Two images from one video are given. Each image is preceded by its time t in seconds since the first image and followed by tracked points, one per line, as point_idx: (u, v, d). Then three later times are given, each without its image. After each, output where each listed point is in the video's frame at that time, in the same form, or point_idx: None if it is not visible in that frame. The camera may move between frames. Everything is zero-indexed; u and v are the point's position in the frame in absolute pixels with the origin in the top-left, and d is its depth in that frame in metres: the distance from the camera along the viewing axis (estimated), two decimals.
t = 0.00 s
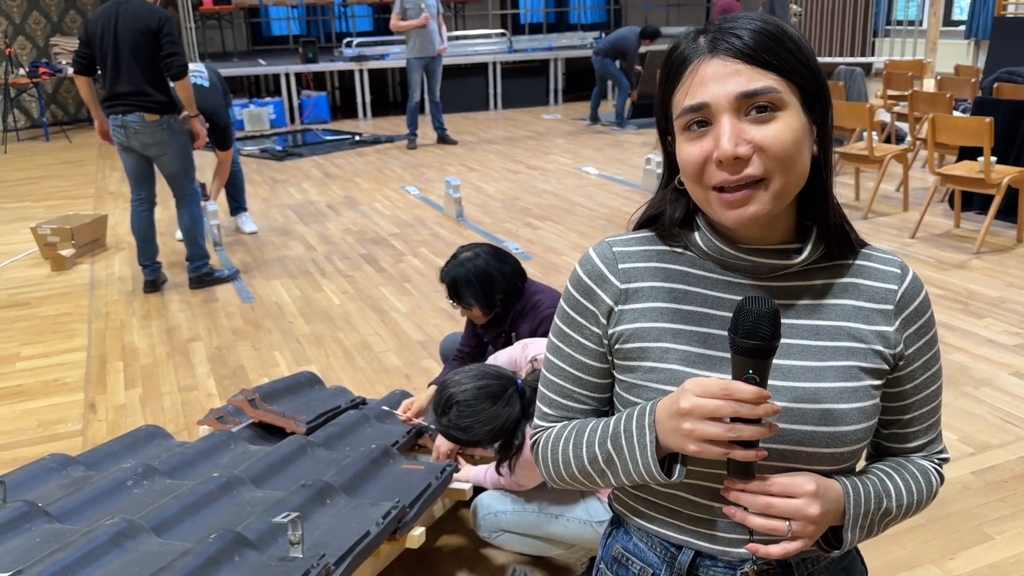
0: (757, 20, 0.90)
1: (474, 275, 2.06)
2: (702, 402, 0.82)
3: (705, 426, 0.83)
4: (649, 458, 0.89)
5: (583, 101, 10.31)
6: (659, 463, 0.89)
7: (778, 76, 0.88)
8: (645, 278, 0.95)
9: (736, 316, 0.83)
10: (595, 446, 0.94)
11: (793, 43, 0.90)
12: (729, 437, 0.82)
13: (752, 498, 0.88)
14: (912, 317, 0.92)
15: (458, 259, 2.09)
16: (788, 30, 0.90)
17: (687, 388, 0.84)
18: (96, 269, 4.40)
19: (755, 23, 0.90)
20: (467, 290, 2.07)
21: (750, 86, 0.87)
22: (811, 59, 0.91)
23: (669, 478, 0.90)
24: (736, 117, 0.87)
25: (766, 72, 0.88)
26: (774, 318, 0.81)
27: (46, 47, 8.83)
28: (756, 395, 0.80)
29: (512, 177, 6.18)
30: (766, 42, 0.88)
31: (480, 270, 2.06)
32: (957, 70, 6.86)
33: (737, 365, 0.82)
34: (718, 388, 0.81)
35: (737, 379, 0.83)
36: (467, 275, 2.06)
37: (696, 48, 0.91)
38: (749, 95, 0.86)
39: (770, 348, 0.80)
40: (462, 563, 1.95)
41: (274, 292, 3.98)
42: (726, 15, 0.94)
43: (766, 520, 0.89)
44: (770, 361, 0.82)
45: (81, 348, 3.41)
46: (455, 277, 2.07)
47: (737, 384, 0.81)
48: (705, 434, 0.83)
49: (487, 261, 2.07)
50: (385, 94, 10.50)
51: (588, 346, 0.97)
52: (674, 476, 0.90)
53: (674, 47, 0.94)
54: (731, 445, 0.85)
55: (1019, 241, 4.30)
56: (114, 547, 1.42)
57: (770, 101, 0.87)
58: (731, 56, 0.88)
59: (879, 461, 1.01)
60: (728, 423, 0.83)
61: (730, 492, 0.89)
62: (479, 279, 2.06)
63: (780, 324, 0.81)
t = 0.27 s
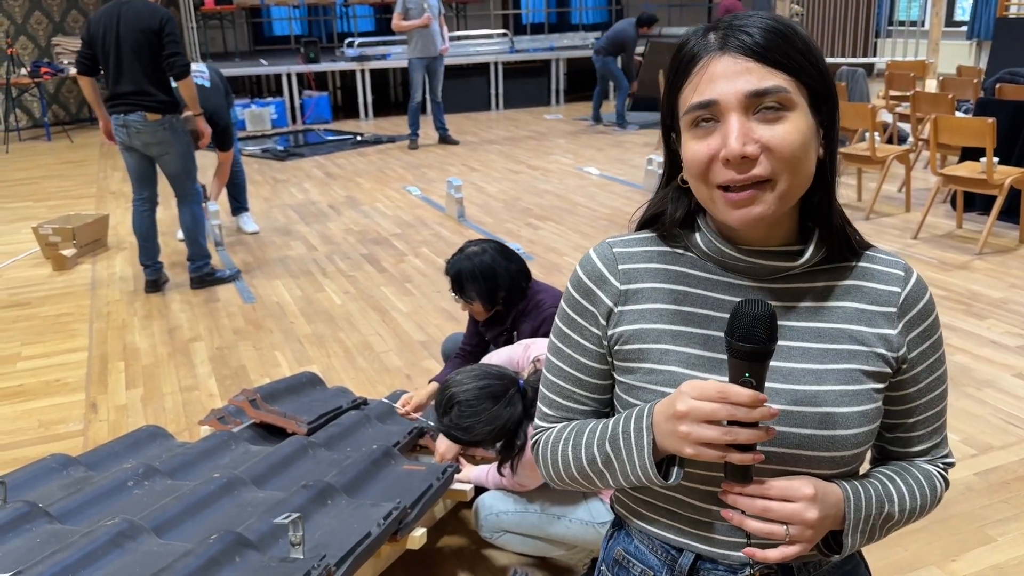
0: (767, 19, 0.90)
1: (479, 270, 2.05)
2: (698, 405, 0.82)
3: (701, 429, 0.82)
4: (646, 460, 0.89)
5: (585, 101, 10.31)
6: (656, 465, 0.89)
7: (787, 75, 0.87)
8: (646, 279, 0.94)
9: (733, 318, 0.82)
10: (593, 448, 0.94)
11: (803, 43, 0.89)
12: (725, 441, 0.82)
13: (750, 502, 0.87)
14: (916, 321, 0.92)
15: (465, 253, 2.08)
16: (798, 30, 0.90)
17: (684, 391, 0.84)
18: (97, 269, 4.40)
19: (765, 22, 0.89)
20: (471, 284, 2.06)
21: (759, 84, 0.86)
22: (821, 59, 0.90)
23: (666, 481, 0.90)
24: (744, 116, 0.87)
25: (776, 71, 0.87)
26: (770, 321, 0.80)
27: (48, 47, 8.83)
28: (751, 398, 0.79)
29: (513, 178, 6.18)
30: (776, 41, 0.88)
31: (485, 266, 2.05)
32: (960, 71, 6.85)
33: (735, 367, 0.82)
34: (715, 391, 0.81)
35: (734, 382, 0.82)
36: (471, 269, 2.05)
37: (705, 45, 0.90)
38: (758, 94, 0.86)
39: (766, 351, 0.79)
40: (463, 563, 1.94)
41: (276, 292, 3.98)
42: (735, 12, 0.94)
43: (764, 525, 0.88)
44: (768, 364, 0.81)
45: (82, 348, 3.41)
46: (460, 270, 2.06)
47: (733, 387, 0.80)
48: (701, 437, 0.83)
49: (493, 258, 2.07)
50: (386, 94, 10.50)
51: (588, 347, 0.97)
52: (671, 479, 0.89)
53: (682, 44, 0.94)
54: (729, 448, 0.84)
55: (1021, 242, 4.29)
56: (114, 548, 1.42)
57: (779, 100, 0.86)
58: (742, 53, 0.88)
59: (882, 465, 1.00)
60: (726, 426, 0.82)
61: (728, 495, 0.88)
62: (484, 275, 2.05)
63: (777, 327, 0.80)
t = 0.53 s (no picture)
0: (772, 20, 0.90)
1: (483, 272, 2.06)
2: (705, 409, 0.81)
3: (708, 433, 0.82)
4: (651, 463, 0.88)
5: (585, 102, 10.31)
6: (662, 469, 0.89)
7: (793, 77, 0.88)
8: (650, 282, 0.94)
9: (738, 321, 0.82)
10: (597, 452, 0.93)
11: (808, 45, 0.89)
12: (732, 444, 0.82)
13: (756, 505, 0.87)
14: (919, 323, 0.92)
15: (467, 256, 2.08)
16: (802, 32, 0.90)
17: (690, 394, 0.84)
18: (97, 269, 4.39)
19: (770, 23, 0.89)
20: (475, 288, 2.06)
21: (765, 86, 0.86)
22: (825, 62, 0.91)
23: (671, 484, 0.89)
24: (750, 117, 0.87)
25: (780, 73, 0.87)
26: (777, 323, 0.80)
27: (48, 47, 8.83)
28: (759, 402, 0.80)
29: (514, 178, 6.18)
30: (781, 42, 0.88)
31: (490, 268, 2.06)
32: (960, 72, 6.85)
33: (741, 372, 0.82)
34: (722, 394, 0.81)
35: (741, 385, 0.82)
36: (476, 272, 2.06)
37: (710, 46, 0.90)
38: (764, 96, 0.86)
39: (774, 354, 0.79)
40: (464, 565, 1.94)
41: (276, 293, 3.98)
42: (738, 14, 0.94)
43: (770, 528, 0.88)
44: (774, 368, 0.81)
45: (82, 348, 3.41)
46: (464, 273, 2.06)
47: (740, 391, 0.80)
48: (707, 441, 0.83)
49: (496, 259, 2.07)
50: (387, 94, 10.50)
51: (590, 350, 0.96)
52: (676, 483, 0.89)
53: (686, 45, 0.93)
54: (735, 452, 0.84)
55: (1022, 243, 4.29)
56: (115, 549, 1.42)
57: (785, 102, 0.86)
58: (748, 54, 0.88)
59: (884, 468, 1.00)
60: (732, 429, 0.82)
61: (733, 499, 0.88)
62: (487, 276, 2.05)
63: (784, 330, 0.81)
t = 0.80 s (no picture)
0: (779, 22, 0.91)
1: (487, 276, 2.06)
2: (707, 408, 0.81)
3: (710, 433, 0.82)
4: (653, 464, 0.89)
5: (584, 104, 10.31)
6: (663, 470, 0.89)
7: (798, 78, 0.88)
8: (651, 282, 0.94)
9: (740, 322, 0.82)
10: (598, 453, 0.94)
11: (814, 47, 0.90)
12: (734, 444, 0.82)
13: (757, 506, 0.87)
14: (920, 324, 0.92)
15: (469, 261, 2.08)
16: (809, 34, 0.91)
17: (692, 394, 0.84)
18: (97, 270, 4.39)
19: (776, 24, 0.90)
20: (480, 292, 2.06)
21: (770, 87, 0.87)
22: (831, 65, 0.91)
23: (672, 485, 0.90)
24: (754, 117, 0.87)
25: (786, 74, 0.88)
26: (779, 323, 0.80)
27: (47, 48, 8.83)
28: (761, 402, 0.80)
29: (513, 179, 6.18)
30: (788, 43, 0.89)
31: (493, 272, 2.06)
32: (959, 73, 6.85)
33: (742, 372, 0.82)
34: (724, 395, 0.81)
35: (742, 385, 0.82)
36: (480, 276, 2.06)
37: (716, 46, 0.90)
38: (768, 96, 0.86)
39: (776, 354, 0.79)
40: (464, 565, 1.94)
41: (275, 293, 3.98)
42: (744, 16, 0.94)
43: (771, 528, 0.88)
44: (776, 368, 0.82)
45: (81, 349, 3.40)
46: (469, 278, 2.06)
47: (742, 391, 0.80)
48: (709, 441, 0.83)
49: (499, 262, 2.07)
50: (385, 95, 10.50)
51: (592, 351, 0.96)
52: (678, 483, 0.89)
53: (692, 43, 0.94)
54: (737, 452, 0.84)
55: (1021, 244, 4.30)
56: (115, 550, 1.42)
57: (790, 102, 0.86)
58: (754, 55, 0.88)
59: (885, 468, 1.00)
60: (734, 429, 0.82)
61: (734, 499, 0.88)
62: (492, 280, 2.06)
63: (786, 331, 0.81)
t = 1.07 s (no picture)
0: (792, 22, 0.91)
1: (489, 283, 2.05)
2: (698, 408, 0.82)
3: (702, 432, 0.82)
4: (648, 464, 0.89)
5: (581, 106, 10.33)
6: (658, 470, 0.89)
7: (810, 82, 0.88)
8: (645, 284, 0.95)
9: (730, 321, 0.83)
10: (595, 454, 0.94)
11: (825, 52, 0.90)
12: (725, 443, 0.82)
13: (752, 504, 0.87)
14: (913, 322, 0.92)
15: (470, 271, 2.07)
16: (820, 38, 0.91)
17: (684, 395, 0.84)
18: (94, 272, 4.39)
19: (790, 24, 0.90)
20: (483, 300, 2.06)
21: (785, 88, 0.87)
22: (838, 71, 0.92)
23: (668, 485, 0.90)
24: (766, 117, 0.87)
25: (799, 76, 0.88)
26: (768, 323, 0.81)
27: (44, 49, 8.82)
28: (751, 400, 0.80)
29: (511, 181, 6.18)
30: (801, 44, 0.89)
31: (495, 278, 2.05)
32: (955, 75, 6.87)
33: (733, 371, 0.82)
34: (715, 394, 0.81)
35: (734, 384, 0.83)
36: (482, 285, 2.05)
37: (730, 41, 0.90)
38: (782, 97, 0.87)
39: (766, 353, 0.80)
40: (463, 567, 1.94)
41: (273, 295, 3.98)
42: (756, 13, 0.94)
43: (767, 527, 0.88)
44: (766, 367, 0.82)
45: (79, 351, 3.40)
46: (470, 288, 2.05)
47: (733, 390, 0.81)
48: (701, 440, 0.83)
49: (499, 268, 2.06)
50: (383, 97, 10.51)
51: (588, 353, 0.97)
52: (673, 483, 0.89)
53: (704, 38, 0.93)
54: (730, 451, 0.84)
55: (1018, 246, 4.31)
56: (113, 551, 1.42)
57: (801, 106, 0.87)
58: (769, 54, 0.88)
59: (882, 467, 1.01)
60: (726, 428, 0.83)
61: (729, 498, 0.89)
62: (495, 287, 2.05)
63: (776, 329, 0.81)
